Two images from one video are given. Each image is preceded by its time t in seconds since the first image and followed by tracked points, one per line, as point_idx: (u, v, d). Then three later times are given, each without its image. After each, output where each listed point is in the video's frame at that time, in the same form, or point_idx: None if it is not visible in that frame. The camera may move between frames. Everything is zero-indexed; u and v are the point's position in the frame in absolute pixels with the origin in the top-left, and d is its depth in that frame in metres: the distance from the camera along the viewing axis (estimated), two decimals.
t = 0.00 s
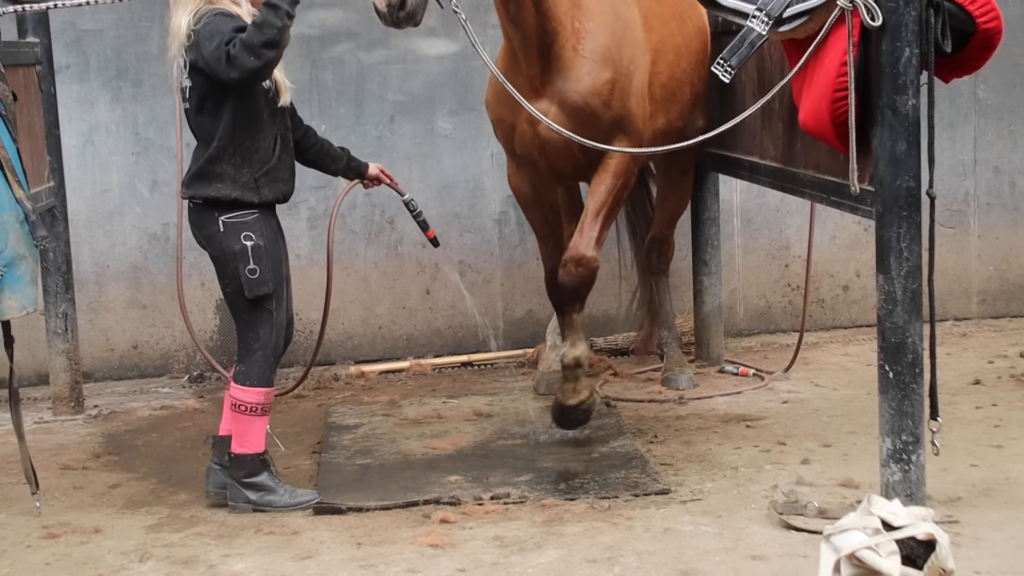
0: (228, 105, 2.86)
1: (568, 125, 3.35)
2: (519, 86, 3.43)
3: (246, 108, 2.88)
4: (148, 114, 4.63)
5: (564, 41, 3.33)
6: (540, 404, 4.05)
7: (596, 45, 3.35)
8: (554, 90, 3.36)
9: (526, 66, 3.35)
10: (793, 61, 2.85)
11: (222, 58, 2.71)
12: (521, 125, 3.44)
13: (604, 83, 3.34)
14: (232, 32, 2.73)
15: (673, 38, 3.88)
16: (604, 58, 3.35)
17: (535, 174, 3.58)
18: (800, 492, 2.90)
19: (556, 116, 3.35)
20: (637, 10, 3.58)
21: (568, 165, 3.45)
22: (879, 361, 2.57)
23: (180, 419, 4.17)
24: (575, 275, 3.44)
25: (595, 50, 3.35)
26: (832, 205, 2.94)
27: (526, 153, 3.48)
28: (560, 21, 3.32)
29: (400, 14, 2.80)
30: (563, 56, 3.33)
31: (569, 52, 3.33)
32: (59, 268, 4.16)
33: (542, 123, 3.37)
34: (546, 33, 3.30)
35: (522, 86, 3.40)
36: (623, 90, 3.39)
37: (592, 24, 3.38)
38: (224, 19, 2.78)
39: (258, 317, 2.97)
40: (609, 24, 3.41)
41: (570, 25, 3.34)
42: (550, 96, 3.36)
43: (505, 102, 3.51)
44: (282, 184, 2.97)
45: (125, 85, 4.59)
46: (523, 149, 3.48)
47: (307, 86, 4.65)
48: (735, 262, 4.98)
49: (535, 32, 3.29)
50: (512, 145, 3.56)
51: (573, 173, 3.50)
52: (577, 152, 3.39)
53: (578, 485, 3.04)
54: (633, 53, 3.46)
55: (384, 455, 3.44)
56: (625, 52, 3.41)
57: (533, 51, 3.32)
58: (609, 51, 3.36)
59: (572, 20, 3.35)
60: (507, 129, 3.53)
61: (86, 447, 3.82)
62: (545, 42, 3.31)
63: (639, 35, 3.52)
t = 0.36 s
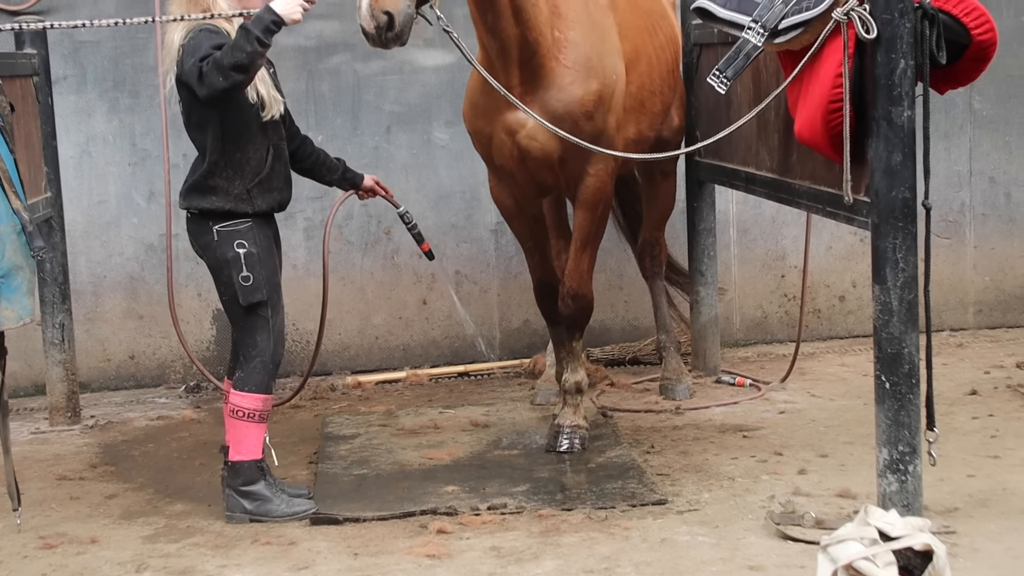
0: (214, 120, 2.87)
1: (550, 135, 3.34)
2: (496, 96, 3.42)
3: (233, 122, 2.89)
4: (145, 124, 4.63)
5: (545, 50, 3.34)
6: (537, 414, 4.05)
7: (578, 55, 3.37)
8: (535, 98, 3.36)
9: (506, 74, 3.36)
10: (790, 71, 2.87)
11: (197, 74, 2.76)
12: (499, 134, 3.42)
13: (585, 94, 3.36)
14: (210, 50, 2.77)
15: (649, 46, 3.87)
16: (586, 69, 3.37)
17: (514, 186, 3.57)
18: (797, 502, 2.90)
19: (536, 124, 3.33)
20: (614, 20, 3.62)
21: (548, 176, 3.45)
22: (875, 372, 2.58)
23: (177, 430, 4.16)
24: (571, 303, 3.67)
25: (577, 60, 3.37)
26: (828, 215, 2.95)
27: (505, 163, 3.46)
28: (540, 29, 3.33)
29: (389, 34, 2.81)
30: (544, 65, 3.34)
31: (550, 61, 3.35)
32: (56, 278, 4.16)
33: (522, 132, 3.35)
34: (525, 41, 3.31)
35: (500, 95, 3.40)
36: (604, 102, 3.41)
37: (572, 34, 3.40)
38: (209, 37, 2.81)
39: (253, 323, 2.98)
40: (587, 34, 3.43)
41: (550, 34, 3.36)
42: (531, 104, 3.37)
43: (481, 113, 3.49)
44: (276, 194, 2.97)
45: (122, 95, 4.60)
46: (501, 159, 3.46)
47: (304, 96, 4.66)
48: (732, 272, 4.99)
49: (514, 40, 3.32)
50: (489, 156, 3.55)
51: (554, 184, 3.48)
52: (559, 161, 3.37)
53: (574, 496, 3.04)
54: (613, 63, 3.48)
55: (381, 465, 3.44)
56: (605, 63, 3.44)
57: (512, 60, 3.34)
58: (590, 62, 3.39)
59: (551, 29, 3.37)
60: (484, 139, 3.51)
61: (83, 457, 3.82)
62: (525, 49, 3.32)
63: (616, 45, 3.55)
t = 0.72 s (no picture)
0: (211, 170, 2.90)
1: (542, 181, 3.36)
2: (490, 138, 3.46)
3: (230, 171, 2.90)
4: (149, 172, 4.66)
5: (536, 95, 3.36)
6: (539, 461, 4.04)
7: (569, 102, 3.40)
8: (528, 144, 3.39)
9: (498, 119, 3.40)
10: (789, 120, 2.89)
11: (204, 145, 2.78)
12: (493, 178, 3.45)
13: (577, 141, 3.38)
14: (216, 120, 2.79)
15: (644, 92, 3.88)
16: (577, 116, 3.40)
17: (509, 230, 3.60)
18: (802, 552, 2.88)
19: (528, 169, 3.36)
20: (606, 66, 3.64)
21: (542, 221, 3.47)
22: (878, 420, 2.57)
23: (178, 477, 4.15)
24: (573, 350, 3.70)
25: (568, 107, 3.39)
26: (829, 263, 2.96)
27: (499, 208, 3.49)
28: (530, 75, 3.36)
29: (359, 87, 2.90)
30: (535, 110, 3.36)
31: (541, 107, 3.37)
32: (59, 325, 4.17)
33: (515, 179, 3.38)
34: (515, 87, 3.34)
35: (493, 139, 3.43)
36: (596, 149, 3.43)
37: (564, 80, 3.42)
38: (211, 92, 2.85)
39: (251, 369, 2.99)
40: (579, 80, 3.45)
41: (541, 79, 3.38)
42: (524, 149, 3.40)
43: (476, 156, 3.53)
44: (271, 242, 2.99)
45: (126, 143, 4.63)
46: (495, 204, 3.49)
47: (307, 144, 4.70)
48: (734, 319, 4.99)
49: (504, 83, 3.35)
50: (484, 200, 3.58)
51: (548, 229, 3.52)
52: (551, 207, 3.39)
53: (578, 545, 3.02)
54: (605, 110, 3.50)
55: (383, 514, 3.42)
56: (597, 109, 3.46)
57: (504, 104, 3.37)
58: (582, 109, 3.41)
59: (542, 75, 3.39)
60: (478, 182, 3.54)
61: (84, 506, 3.80)
62: (516, 95, 3.36)
63: (609, 91, 3.57)
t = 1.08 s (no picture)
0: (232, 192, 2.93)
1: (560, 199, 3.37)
2: (511, 152, 3.49)
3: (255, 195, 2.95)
4: (170, 192, 4.70)
5: (556, 112, 3.38)
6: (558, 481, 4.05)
7: (589, 121, 3.41)
8: (547, 160, 3.41)
9: (517, 133, 3.43)
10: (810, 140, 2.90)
11: (250, 191, 2.81)
12: (511, 191, 3.48)
13: (595, 162, 3.39)
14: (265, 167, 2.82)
15: (668, 112, 3.90)
16: (597, 136, 3.41)
17: (527, 245, 3.63)
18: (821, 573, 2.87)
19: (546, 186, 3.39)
20: (630, 85, 3.65)
21: (559, 240, 3.49)
22: (899, 440, 2.56)
23: (198, 496, 4.17)
24: (590, 371, 3.71)
25: (588, 127, 3.40)
26: (850, 282, 2.95)
27: (517, 222, 3.51)
28: (550, 91, 3.38)
29: (361, 95, 2.92)
30: (554, 128, 3.39)
31: (561, 124, 3.39)
32: (81, 345, 4.21)
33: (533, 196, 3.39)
34: (535, 103, 3.36)
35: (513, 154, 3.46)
36: (615, 170, 3.45)
37: (585, 99, 3.44)
38: (240, 121, 2.86)
39: (264, 390, 2.99)
40: (600, 100, 3.47)
41: (561, 96, 3.40)
42: (543, 166, 3.42)
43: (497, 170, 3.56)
44: (290, 262, 3.03)
45: (147, 163, 4.67)
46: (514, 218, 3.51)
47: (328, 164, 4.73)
48: (754, 338, 4.98)
49: (522, 98, 3.37)
50: (504, 214, 3.61)
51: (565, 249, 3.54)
52: (568, 227, 3.40)
53: (596, 565, 3.02)
54: (626, 130, 3.51)
55: (402, 533, 3.43)
56: (617, 130, 3.47)
57: (522, 119, 3.40)
58: (602, 130, 3.42)
59: (564, 93, 3.41)
60: (498, 195, 3.57)
61: (105, 525, 3.82)
62: (535, 111, 3.38)
63: (632, 111, 3.58)
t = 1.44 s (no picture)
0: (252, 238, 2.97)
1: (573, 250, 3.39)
2: (523, 206, 3.51)
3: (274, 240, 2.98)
4: (179, 237, 4.73)
5: (566, 164, 3.41)
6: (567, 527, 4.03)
7: (600, 172, 3.44)
8: (559, 212, 3.43)
9: (528, 186, 3.45)
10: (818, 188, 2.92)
11: (271, 237, 2.84)
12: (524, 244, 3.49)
13: (607, 213, 3.41)
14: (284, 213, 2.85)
15: (679, 161, 3.93)
16: (608, 187, 3.43)
17: (539, 296, 3.64)
18: None
19: (558, 237, 3.41)
20: (641, 135, 3.68)
21: (571, 290, 3.50)
22: (909, 487, 2.53)
23: (205, 542, 4.16)
24: (599, 417, 3.71)
25: (598, 178, 3.43)
26: (858, 327, 2.95)
27: (530, 274, 3.52)
28: (561, 144, 3.41)
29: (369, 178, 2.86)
30: (565, 180, 3.41)
31: (571, 176, 3.41)
32: (89, 390, 4.21)
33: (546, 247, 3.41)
34: (545, 156, 3.39)
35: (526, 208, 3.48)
36: (626, 221, 3.47)
37: (595, 150, 3.46)
38: (258, 169, 2.89)
39: (281, 433, 2.99)
40: (611, 151, 3.49)
41: (572, 148, 3.43)
42: (555, 217, 3.44)
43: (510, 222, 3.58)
44: (309, 307, 3.06)
45: (157, 208, 4.71)
46: (526, 270, 3.53)
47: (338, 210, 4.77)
48: (762, 384, 4.98)
49: (533, 152, 3.39)
50: (516, 266, 3.62)
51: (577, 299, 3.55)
52: (581, 277, 3.40)
53: None
54: (635, 181, 3.54)
55: None
56: (627, 180, 3.50)
57: (532, 172, 3.42)
58: (613, 181, 3.45)
59: (574, 145, 3.44)
60: (510, 247, 3.59)
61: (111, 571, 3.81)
62: (546, 164, 3.40)
63: (642, 160, 3.61)
